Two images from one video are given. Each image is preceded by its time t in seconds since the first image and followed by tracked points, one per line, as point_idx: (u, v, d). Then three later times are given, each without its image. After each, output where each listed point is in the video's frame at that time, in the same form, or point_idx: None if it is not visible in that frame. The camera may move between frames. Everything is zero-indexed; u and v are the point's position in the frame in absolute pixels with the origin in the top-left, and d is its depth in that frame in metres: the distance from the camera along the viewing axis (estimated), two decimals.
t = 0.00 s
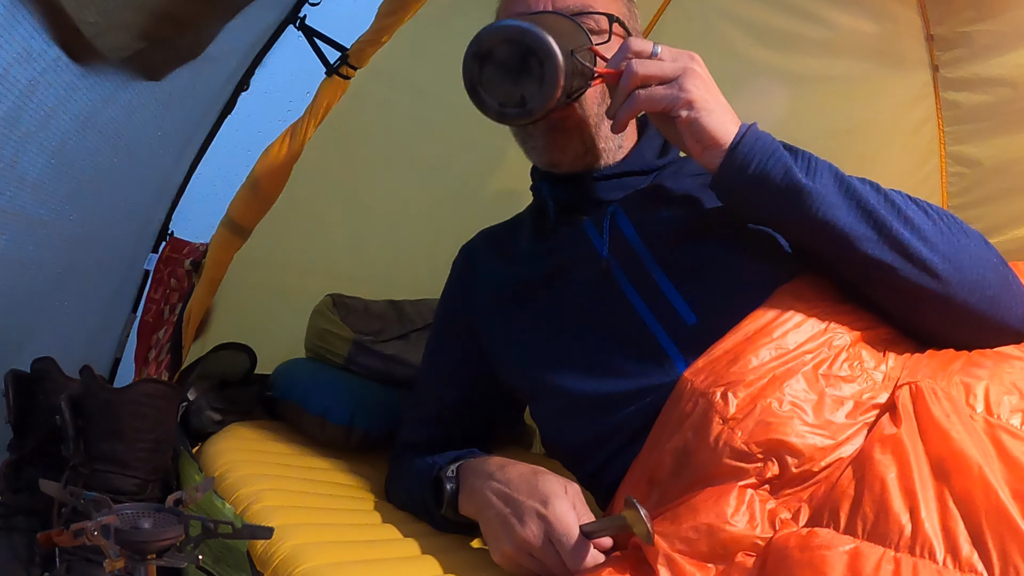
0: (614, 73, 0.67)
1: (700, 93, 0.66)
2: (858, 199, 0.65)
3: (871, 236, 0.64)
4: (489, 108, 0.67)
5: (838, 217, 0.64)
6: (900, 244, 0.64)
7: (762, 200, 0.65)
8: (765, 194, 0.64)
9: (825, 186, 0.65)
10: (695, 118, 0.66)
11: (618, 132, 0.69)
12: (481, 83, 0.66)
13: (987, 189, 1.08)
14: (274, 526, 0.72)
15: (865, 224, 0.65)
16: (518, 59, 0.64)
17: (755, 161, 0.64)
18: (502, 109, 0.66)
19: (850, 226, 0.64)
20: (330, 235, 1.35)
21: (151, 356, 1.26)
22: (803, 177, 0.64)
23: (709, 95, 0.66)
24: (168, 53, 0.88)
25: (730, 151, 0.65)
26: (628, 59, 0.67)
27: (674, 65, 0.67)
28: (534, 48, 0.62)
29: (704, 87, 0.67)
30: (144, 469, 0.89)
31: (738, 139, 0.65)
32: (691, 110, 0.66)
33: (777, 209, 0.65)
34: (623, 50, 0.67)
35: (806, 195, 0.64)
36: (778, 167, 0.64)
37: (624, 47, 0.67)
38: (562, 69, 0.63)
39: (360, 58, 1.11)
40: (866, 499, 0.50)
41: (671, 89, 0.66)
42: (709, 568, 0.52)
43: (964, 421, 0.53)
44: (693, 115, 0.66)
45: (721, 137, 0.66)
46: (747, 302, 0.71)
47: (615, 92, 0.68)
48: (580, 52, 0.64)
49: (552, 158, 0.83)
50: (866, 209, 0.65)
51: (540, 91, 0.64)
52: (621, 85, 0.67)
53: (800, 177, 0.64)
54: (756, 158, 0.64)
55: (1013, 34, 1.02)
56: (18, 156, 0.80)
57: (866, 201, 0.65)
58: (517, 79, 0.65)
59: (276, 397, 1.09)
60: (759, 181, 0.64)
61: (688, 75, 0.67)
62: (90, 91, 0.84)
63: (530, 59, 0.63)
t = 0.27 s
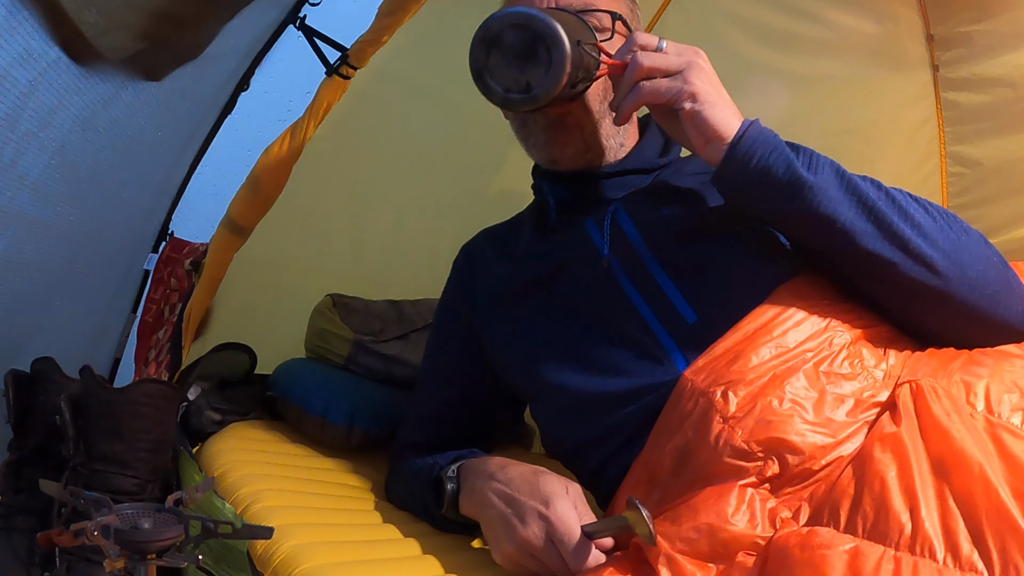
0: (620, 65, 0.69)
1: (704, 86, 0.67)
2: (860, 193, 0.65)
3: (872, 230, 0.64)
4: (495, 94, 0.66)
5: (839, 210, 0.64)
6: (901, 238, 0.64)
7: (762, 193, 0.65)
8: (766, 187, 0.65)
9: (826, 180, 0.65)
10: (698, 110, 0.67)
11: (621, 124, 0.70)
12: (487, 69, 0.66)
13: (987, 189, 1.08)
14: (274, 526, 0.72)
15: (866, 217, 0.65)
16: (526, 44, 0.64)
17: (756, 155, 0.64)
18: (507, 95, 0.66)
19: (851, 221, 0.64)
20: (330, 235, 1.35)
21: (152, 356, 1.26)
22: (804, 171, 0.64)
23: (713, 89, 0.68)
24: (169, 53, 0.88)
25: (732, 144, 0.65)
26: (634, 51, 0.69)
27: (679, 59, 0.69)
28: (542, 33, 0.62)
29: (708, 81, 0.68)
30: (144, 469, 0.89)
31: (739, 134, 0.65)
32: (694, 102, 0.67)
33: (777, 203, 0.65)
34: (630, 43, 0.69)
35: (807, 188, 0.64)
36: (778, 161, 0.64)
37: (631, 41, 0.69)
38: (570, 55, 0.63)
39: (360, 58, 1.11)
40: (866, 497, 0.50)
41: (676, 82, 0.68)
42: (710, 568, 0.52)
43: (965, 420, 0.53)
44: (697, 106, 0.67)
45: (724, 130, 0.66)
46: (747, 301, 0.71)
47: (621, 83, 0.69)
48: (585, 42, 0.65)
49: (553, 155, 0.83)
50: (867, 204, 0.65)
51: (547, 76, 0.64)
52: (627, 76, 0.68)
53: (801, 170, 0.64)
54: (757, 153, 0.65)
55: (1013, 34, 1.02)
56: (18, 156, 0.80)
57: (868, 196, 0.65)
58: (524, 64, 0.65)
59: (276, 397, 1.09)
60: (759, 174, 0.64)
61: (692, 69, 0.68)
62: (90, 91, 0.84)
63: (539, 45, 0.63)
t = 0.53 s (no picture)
0: (624, 59, 0.69)
1: (708, 80, 0.68)
2: (861, 187, 0.65)
3: (874, 224, 0.64)
4: (500, 83, 0.65)
5: (841, 204, 0.64)
6: (902, 233, 0.64)
7: (764, 186, 0.65)
8: (767, 181, 0.64)
9: (827, 174, 0.65)
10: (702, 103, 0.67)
11: (624, 118, 0.70)
12: (493, 57, 0.66)
13: (987, 189, 1.08)
14: (274, 526, 0.72)
15: (868, 211, 0.65)
16: (532, 34, 0.64)
17: (757, 148, 0.64)
18: (512, 84, 0.65)
19: (852, 216, 0.64)
20: (330, 234, 1.35)
21: (151, 356, 1.26)
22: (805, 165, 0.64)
23: (716, 84, 0.68)
24: (169, 54, 0.88)
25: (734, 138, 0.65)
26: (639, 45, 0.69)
27: (684, 53, 0.69)
28: (550, 22, 0.63)
29: (712, 74, 0.68)
30: (144, 469, 0.88)
31: (741, 128, 0.65)
32: (698, 95, 0.67)
33: (778, 196, 0.65)
34: (635, 38, 0.70)
35: (809, 182, 0.64)
36: (780, 155, 0.64)
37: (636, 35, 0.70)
38: (577, 44, 0.63)
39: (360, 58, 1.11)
40: (866, 497, 0.50)
41: (680, 75, 0.68)
42: (710, 568, 0.52)
43: (965, 418, 0.52)
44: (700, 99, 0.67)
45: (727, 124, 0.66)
46: (747, 300, 0.71)
47: (625, 76, 0.69)
48: (590, 34, 0.65)
49: (555, 152, 0.83)
50: (869, 199, 0.65)
51: (553, 65, 0.64)
52: (631, 69, 0.69)
53: (802, 164, 0.64)
54: (759, 147, 0.64)
55: (1014, 34, 1.02)
56: (18, 156, 0.80)
57: (869, 190, 0.65)
58: (530, 53, 0.64)
59: (276, 397, 1.09)
60: (760, 168, 0.64)
61: (696, 63, 0.68)
62: (90, 91, 0.84)
63: (545, 33, 0.63)
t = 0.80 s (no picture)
0: (628, 56, 0.69)
1: (710, 78, 0.68)
2: (862, 184, 0.65)
3: (874, 221, 0.64)
4: (506, 75, 0.65)
5: (841, 199, 0.64)
6: (902, 229, 0.64)
7: (764, 182, 0.65)
8: (768, 176, 0.65)
9: (828, 171, 0.65)
10: (704, 100, 0.67)
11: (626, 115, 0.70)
12: (498, 51, 0.65)
13: (986, 189, 1.08)
14: (274, 526, 0.72)
15: (868, 207, 0.65)
16: (538, 27, 0.64)
17: (758, 144, 0.65)
18: (517, 77, 0.65)
19: (853, 212, 0.64)
20: (331, 234, 1.35)
21: (151, 356, 1.25)
22: (806, 162, 0.64)
23: (718, 82, 0.68)
24: (169, 54, 0.88)
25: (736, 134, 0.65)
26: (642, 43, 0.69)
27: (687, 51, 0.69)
28: (556, 16, 0.63)
29: (714, 73, 0.69)
30: (144, 469, 0.88)
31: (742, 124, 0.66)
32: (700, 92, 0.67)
33: (779, 192, 0.65)
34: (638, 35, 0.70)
35: (809, 178, 0.64)
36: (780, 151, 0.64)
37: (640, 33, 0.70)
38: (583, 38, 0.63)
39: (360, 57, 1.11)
40: (866, 494, 0.50)
41: (682, 72, 0.68)
42: (712, 567, 0.52)
43: (965, 416, 0.53)
44: (703, 96, 0.67)
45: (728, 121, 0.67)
46: (747, 299, 0.71)
47: (628, 74, 0.70)
48: (594, 31, 0.65)
49: (557, 152, 0.83)
50: (869, 196, 0.65)
51: (559, 58, 0.64)
52: (634, 66, 0.69)
53: (803, 160, 0.64)
54: (760, 144, 0.65)
55: (1014, 34, 1.02)
56: (19, 157, 0.80)
57: (870, 187, 0.65)
58: (536, 47, 0.64)
59: (276, 397, 1.09)
60: (761, 164, 0.64)
61: (698, 61, 0.69)
62: (91, 91, 0.84)
63: (550, 27, 0.64)
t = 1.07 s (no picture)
0: (631, 53, 0.69)
1: (713, 77, 0.68)
2: (862, 182, 0.65)
3: (874, 219, 0.64)
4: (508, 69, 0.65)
5: (842, 197, 0.64)
6: (903, 227, 0.64)
7: (765, 178, 0.65)
8: (769, 173, 0.64)
9: (829, 168, 0.65)
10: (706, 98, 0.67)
11: (628, 114, 0.70)
12: (502, 47, 0.65)
13: (987, 189, 1.08)
14: (274, 526, 0.72)
15: (869, 205, 0.65)
16: (545, 25, 0.64)
17: (758, 141, 0.64)
18: (521, 74, 0.65)
19: (853, 210, 0.64)
20: (331, 234, 1.35)
21: (151, 356, 1.25)
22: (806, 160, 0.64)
23: (721, 82, 0.68)
24: (168, 54, 0.88)
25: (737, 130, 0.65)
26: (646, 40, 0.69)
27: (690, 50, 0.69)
28: (560, 14, 0.63)
29: (717, 71, 0.69)
30: (144, 469, 0.88)
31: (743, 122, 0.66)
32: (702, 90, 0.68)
33: (779, 189, 0.65)
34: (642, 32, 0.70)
35: (810, 175, 0.64)
36: (779, 148, 0.64)
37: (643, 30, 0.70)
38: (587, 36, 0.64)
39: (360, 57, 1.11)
40: (867, 492, 0.50)
41: (686, 70, 0.68)
42: (713, 566, 0.52)
43: (966, 415, 0.52)
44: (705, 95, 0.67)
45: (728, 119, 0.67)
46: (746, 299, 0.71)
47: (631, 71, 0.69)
48: (597, 31, 0.66)
49: (559, 150, 0.82)
50: (869, 194, 0.65)
51: (563, 55, 0.64)
52: (637, 65, 0.69)
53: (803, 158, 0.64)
54: (761, 141, 0.64)
55: (1013, 34, 1.02)
56: (18, 156, 0.80)
57: (870, 185, 0.65)
58: (539, 44, 0.64)
59: (276, 397, 1.09)
60: (761, 161, 0.64)
61: (702, 60, 0.69)
62: (90, 91, 0.84)
63: (555, 26, 0.64)
